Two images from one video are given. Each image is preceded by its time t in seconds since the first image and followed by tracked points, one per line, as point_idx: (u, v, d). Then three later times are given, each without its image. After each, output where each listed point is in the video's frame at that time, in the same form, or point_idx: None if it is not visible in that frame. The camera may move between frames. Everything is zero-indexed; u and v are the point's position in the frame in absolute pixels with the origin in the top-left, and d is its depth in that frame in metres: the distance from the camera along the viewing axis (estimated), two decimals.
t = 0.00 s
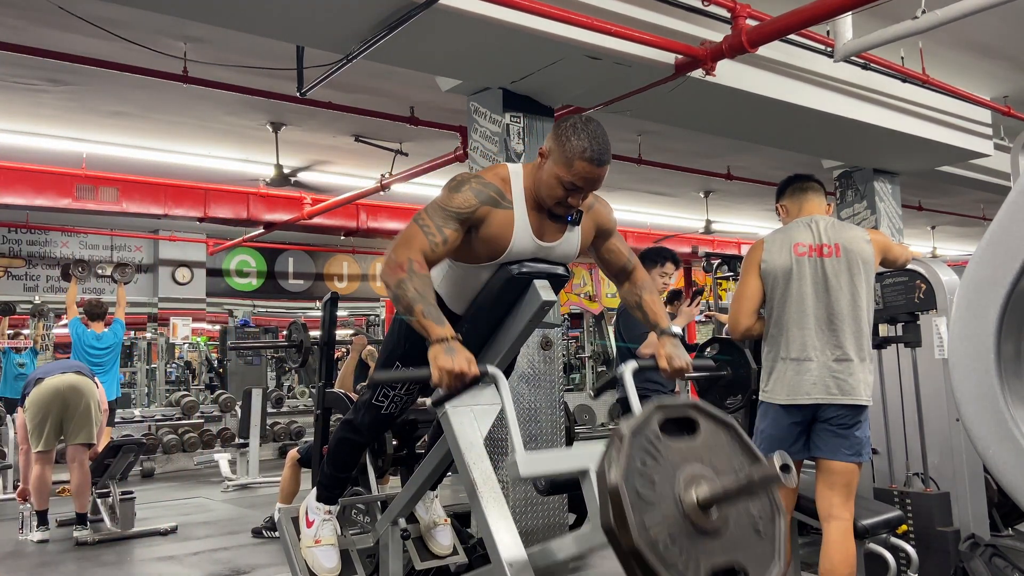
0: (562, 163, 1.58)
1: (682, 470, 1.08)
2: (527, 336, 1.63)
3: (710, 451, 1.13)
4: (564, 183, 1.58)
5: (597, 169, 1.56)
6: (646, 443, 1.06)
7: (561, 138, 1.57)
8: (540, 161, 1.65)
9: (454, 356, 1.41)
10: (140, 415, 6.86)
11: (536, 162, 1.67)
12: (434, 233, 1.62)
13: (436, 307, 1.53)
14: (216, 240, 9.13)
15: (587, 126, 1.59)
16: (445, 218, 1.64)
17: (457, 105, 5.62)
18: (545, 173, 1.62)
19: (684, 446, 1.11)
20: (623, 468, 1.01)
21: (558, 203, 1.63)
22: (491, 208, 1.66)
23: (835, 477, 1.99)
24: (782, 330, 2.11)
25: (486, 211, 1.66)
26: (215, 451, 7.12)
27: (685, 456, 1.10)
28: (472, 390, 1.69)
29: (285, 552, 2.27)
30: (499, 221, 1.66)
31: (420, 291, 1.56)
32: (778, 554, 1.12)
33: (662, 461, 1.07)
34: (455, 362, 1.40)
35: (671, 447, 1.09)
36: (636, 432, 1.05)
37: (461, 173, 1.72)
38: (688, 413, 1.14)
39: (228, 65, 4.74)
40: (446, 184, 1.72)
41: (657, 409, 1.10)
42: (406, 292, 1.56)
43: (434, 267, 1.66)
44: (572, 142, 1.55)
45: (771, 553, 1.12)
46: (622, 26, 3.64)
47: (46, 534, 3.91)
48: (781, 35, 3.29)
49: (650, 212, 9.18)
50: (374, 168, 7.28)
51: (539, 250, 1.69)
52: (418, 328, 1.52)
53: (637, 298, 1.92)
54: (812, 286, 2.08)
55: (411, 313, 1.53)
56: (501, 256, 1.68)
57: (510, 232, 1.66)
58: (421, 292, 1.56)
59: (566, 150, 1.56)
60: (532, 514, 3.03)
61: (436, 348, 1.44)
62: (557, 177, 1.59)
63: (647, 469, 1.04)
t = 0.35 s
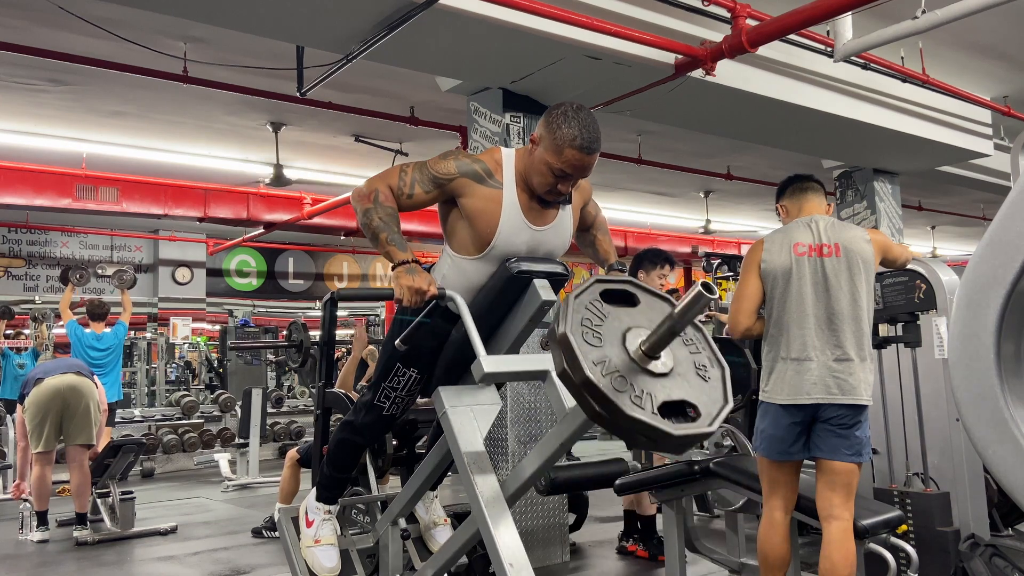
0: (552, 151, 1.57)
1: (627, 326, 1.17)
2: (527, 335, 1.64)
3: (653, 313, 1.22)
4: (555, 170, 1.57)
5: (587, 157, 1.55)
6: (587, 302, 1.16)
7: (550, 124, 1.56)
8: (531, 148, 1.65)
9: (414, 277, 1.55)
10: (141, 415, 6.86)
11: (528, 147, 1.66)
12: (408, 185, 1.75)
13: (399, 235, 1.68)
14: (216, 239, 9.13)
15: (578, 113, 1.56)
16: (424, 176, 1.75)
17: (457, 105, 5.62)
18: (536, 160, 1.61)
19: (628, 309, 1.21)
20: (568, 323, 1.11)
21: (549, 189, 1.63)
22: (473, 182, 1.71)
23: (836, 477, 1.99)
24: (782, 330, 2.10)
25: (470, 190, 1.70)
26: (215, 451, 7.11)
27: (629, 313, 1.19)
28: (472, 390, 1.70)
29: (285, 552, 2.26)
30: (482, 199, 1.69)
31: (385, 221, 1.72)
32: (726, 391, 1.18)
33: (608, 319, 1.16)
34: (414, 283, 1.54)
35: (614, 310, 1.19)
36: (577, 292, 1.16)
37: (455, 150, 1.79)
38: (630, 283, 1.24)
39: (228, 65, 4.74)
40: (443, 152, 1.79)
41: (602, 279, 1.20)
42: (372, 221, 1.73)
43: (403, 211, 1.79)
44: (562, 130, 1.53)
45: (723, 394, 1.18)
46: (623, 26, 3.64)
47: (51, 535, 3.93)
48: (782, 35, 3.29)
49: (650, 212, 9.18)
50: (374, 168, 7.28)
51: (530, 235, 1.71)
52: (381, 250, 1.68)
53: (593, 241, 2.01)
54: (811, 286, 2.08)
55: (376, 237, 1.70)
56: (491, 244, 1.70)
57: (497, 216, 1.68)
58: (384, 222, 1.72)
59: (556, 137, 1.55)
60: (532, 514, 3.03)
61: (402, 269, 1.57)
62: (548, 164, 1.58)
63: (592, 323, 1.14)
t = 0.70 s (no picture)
0: (558, 152, 1.58)
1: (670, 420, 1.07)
2: (527, 335, 1.64)
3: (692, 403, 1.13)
4: (561, 171, 1.59)
5: (593, 158, 1.56)
6: (633, 394, 1.06)
7: (557, 127, 1.57)
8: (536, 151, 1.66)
9: (447, 326, 1.47)
10: (141, 415, 6.86)
11: (533, 151, 1.67)
12: (427, 219, 1.68)
13: (427, 283, 1.59)
14: (216, 240, 9.14)
15: (583, 114, 1.58)
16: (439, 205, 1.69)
17: (457, 105, 5.62)
18: (542, 162, 1.63)
19: (672, 399, 1.11)
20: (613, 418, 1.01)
21: (555, 192, 1.64)
22: (486, 195, 1.68)
23: (835, 477, 1.99)
24: (781, 330, 2.10)
25: (481, 201, 1.68)
26: (215, 451, 7.11)
27: (673, 406, 1.10)
28: (471, 390, 1.70)
29: (285, 552, 2.27)
30: (492, 208, 1.68)
31: (412, 268, 1.64)
32: (766, 500, 1.12)
33: (652, 413, 1.06)
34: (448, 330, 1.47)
35: (659, 399, 1.09)
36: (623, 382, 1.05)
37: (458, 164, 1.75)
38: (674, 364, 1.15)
39: (228, 65, 4.74)
40: (446, 170, 1.75)
41: (646, 363, 1.10)
42: (398, 271, 1.63)
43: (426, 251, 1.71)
44: (568, 131, 1.54)
45: (762, 502, 1.12)
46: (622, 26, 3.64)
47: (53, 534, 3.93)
48: (782, 35, 3.29)
49: (651, 212, 9.18)
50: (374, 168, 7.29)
51: (534, 241, 1.71)
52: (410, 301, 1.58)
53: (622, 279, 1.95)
54: (811, 286, 2.08)
55: (403, 288, 1.60)
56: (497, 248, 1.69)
57: (505, 222, 1.67)
58: (410, 270, 1.63)
59: (562, 138, 1.56)
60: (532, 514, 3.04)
61: (431, 318, 1.50)
62: (554, 165, 1.59)
63: (637, 417, 1.04)
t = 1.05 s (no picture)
0: (566, 159, 1.57)
1: (720, 565, 0.86)
2: (527, 335, 1.64)
3: (748, 538, 0.90)
4: (570, 178, 1.57)
5: (603, 163, 1.55)
6: (679, 537, 0.84)
7: (565, 134, 1.56)
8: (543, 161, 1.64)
9: (482, 412, 1.32)
10: (140, 415, 6.86)
11: (540, 161, 1.65)
12: (470, 257, 1.56)
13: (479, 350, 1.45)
14: (216, 240, 9.14)
15: (590, 120, 1.58)
16: (473, 238, 1.58)
17: (457, 105, 5.62)
18: (550, 171, 1.61)
19: (726, 535, 0.88)
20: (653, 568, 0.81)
21: (564, 201, 1.62)
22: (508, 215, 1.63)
23: (835, 477, 1.98)
24: (782, 330, 2.11)
25: (505, 222, 1.62)
26: (215, 451, 7.11)
27: (726, 547, 0.87)
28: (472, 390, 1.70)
29: (285, 551, 2.27)
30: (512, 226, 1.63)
31: (466, 328, 1.48)
32: None
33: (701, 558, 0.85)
34: (484, 419, 1.32)
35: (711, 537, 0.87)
36: (667, 520, 0.84)
37: (465, 185, 1.65)
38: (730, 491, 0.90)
39: (228, 65, 4.74)
40: (453, 196, 1.65)
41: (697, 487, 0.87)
42: (451, 331, 1.47)
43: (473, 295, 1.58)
44: (577, 136, 1.54)
45: None
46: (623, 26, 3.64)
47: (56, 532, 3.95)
48: (782, 35, 3.29)
49: (650, 212, 9.18)
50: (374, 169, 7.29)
51: (540, 258, 1.67)
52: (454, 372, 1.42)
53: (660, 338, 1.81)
54: (811, 286, 2.08)
55: (450, 356, 1.44)
56: (509, 259, 1.66)
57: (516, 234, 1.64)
58: (466, 330, 1.47)
59: (571, 144, 1.55)
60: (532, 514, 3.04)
61: (466, 401, 1.34)
62: (563, 173, 1.58)
63: (681, 567, 0.83)
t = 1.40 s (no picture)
0: (568, 164, 1.55)
1: None
2: (527, 335, 1.64)
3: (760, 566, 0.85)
4: (573, 183, 1.56)
5: (605, 167, 1.54)
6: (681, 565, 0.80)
7: (569, 138, 1.55)
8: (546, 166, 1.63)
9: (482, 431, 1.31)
10: (141, 415, 6.86)
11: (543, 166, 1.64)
12: (479, 265, 1.54)
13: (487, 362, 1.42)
14: (216, 239, 9.15)
15: (592, 125, 1.56)
16: (480, 247, 1.56)
17: (457, 105, 5.61)
18: (553, 176, 1.59)
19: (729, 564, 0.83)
20: None
21: (568, 207, 1.61)
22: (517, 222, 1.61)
23: (835, 478, 1.98)
24: (782, 330, 2.11)
25: (515, 230, 1.61)
26: (215, 451, 7.11)
27: None
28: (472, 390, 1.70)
29: (285, 551, 2.27)
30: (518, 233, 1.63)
31: (475, 339, 1.45)
32: None
33: None
34: (485, 438, 1.30)
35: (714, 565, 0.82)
36: (670, 549, 0.79)
37: (473, 191, 1.63)
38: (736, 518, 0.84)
39: (228, 65, 4.74)
40: (462, 202, 1.63)
41: (698, 513, 0.83)
42: (460, 343, 1.44)
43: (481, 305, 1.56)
44: (578, 141, 1.52)
45: None
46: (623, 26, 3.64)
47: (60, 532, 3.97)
48: (782, 35, 3.29)
49: (650, 212, 9.18)
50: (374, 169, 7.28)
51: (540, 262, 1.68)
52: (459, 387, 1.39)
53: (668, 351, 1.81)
54: (811, 286, 2.08)
55: (455, 368, 1.40)
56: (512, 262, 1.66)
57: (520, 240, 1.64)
58: (476, 342, 1.45)
59: (572, 149, 1.54)
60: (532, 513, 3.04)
61: (467, 418, 1.32)
62: (565, 178, 1.57)
63: None
